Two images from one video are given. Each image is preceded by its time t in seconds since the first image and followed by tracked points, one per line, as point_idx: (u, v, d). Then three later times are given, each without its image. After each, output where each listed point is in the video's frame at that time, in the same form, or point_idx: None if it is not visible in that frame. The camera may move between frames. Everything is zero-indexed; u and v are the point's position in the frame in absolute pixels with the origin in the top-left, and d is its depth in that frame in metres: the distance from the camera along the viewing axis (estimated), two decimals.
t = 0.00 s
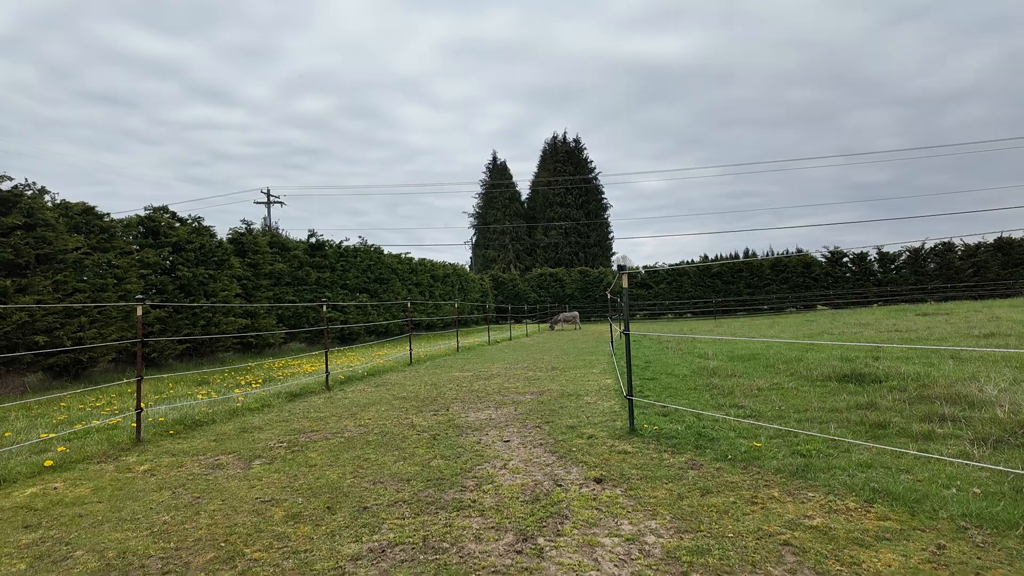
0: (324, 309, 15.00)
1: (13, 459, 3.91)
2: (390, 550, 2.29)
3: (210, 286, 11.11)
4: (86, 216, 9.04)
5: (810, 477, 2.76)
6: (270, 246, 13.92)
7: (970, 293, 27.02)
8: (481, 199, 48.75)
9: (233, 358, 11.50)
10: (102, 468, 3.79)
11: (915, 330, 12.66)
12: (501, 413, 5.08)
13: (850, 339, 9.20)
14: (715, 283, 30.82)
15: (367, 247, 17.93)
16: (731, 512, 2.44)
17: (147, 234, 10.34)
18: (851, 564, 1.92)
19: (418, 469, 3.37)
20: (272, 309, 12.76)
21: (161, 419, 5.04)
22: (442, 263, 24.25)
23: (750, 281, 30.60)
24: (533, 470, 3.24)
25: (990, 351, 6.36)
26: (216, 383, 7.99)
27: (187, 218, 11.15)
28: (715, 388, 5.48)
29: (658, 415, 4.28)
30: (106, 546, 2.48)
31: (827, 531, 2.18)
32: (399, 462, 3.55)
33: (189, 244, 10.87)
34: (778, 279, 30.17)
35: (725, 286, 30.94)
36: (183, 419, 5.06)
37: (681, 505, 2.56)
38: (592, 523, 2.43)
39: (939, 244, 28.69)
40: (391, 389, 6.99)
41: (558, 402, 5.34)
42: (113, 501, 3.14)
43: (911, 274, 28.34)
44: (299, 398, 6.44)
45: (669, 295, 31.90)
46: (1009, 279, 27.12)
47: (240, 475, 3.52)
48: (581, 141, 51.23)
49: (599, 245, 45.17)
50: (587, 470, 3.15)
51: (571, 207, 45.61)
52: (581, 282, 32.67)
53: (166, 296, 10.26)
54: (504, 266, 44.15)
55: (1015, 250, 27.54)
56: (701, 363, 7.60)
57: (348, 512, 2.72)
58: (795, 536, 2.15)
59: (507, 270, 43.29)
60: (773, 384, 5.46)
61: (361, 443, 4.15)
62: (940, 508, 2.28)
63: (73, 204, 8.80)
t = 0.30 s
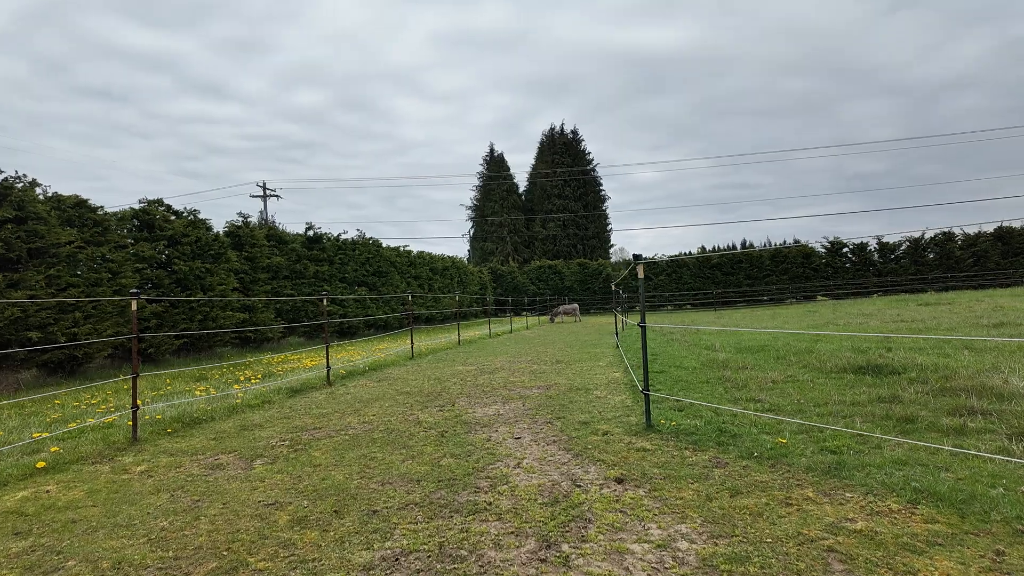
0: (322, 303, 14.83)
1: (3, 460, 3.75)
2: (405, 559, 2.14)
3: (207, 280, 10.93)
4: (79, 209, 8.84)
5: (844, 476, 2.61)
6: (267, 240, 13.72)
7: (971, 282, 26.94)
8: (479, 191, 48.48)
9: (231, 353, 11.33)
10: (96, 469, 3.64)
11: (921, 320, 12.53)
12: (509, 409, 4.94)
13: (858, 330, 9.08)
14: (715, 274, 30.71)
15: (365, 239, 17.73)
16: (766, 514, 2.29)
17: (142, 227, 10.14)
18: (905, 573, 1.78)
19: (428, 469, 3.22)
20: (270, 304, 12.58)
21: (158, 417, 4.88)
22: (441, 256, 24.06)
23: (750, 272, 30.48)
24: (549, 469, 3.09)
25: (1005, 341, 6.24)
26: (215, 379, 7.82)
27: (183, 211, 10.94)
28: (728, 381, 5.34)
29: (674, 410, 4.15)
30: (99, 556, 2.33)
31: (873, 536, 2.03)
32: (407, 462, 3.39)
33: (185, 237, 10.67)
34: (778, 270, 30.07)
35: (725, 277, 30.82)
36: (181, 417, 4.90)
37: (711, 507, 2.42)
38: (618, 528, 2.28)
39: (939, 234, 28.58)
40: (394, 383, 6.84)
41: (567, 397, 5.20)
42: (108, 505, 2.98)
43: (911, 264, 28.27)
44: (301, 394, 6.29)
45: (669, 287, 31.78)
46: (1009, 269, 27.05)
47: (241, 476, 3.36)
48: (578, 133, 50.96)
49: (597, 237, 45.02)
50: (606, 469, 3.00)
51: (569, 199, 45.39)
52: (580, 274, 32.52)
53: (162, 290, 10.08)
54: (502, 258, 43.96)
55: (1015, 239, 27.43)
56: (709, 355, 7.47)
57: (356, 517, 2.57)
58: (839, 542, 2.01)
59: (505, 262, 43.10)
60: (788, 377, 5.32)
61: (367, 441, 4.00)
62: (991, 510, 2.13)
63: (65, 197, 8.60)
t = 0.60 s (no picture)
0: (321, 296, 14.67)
1: None
2: (423, 566, 2.01)
3: (205, 272, 10.76)
4: (73, 199, 8.65)
5: (881, 475, 2.48)
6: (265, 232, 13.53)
7: (970, 275, 26.90)
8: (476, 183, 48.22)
9: (229, 346, 11.17)
10: (93, 467, 3.49)
11: (925, 312, 12.43)
12: (518, 403, 4.81)
13: (865, 322, 8.98)
14: (714, 267, 30.62)
15: (364, 231, 17.55)
16: (804, 517, 2.16)
17: (138, 218, 9.95)
18: None
19: (440, 467, 3.08)
20: (269, 296, 12.42)
21: (156, 412, 4.73)
22: (440, 248, 23.90)
23: (749, 265, 30.38)
24: (567, 468, 2.95)
25: (1020, 333, 6.14)
26: (214, 373, 7.67)
27: (179, 202, 10.75)
28: (741, 375, 5.21)
29: (690, 405, 4.02)
30: (97, 563, 2.18)
31: (925, 542, 1.90)
32: (417, 460, 3.25)
33: (182, 229, 10.49)
34: (778, 262, 29.98)
35: (724, 269, 30.73)
36: (180, 413, 4.76)
37: (744, 509, 2.29)
38: (648, 533, 2.15)
39: (939, 226, 28.50)
40: (398, 377, 6.70)
41: (577, 391, 5.07)
42: (105, 507, 2.84)
43: (911, 257, 28.22)
44: (302, 388, 6.15)
45: (668, 279, 31.68)
46: (1008, 261, 27.02)
47: (244, 476, 3.22)
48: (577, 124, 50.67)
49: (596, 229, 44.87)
50: (627, 468, 2.86)
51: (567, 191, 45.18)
52: (579, 267, 32.38)
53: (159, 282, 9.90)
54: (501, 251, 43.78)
55: (1015, 231, 27.39)
56: (717, 348, 7.35)
57: (368, 520, 2.44)
58: (888, 548, 1.88)
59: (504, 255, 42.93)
60: (803, 371, 5.20)
61: (373, 437, 3.86)
62: None
63: (59, 187, 8.40)
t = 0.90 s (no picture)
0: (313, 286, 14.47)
1: None
2: None
3: (194, 262, 10.54)
4: (57, 186, 8.40)
5: (909, 475, 2.38)
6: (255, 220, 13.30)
7: (960, 266, 27.08)
8: (469, 172, 47.89)
9: (220, 337, 10.98)
10: (80, 466, 3.34)
11: (920, 303, 12.43)
12: (520, 397, 4.70)
13: (863, 314, 8.95)
14: (707, 257, 30.64)
15: (356, 220, 17.32)
16: (834, 522, 2.06)
17: (125, 206, 9.70)
18: None
19: (445, 466, 2.95)
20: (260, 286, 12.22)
21: (146, 407, 4.58)
22: (433, 238, 23.72)
23: (742, 255, 30.40)
24: (577, 467, 2.84)
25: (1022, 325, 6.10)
26: (205, 365, 7.50)
27: (167, 189, 10.50)
28: (747, 368, 5.12)
29: (698, 400, 3.92)
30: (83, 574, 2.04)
31: (967, 550, 1.80)
32: (420, 458, 3.13)
33: (171, 217, 10.25)
34: (770, 253, 30.05)
35: (717, 260, 30.76)
36: (170, 407, 4.60)
37: (769, 513, 2.19)
38: (670, 538, 2.04)
39: (930, 217, 28.63)
40: (394, 370, 6.58)
41: (579, 384, 4.96)
42: (93, 509, 2.69)
43: (902, 248, 28.37)
44: (296, 380, 6.01)
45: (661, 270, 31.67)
46: (998, 252, 27.21)
47: (239, 475, 3.09)
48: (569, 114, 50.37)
49: (589, 219, 44.78)
50: (641, 467, 2.75)
51: (560, 180, 44.99)
52: (572, 257, 32.30)
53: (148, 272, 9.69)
54: (493, 241, 43.59)
55: (1005, 222, 27.57)
56: (717, 340, 7.28)
57: (373, 524, 2.31)
58: (929, 557, 1.77)
59: (496, 244, 42.75)
60: (809, 364, 5.12)
61: (373, 433, 3.73)
62: None
63: (42, 173, 8.15)
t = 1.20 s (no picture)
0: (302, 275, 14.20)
1: None
2: None
3: (179, 250, 10.25)
4: (34, 169, 8.06)
5: (943, 478, 2.22)
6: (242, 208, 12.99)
7: (950, 259, 27.20)
8: (460, 162, 47.48)
9: (206, 327, 10.71)
10: (50, 465, 3.11)
11: (915, 295, 12.37)
12: (517, 391, 4.51)
13: (861, 307, 8.84)
14: (699, 249, 30.58)
15: (346, 209, 17.02)
16: (870, 530, 1.89)
17: (106, 191, 9.38)
18: None
19: (442, 467, 2.76)
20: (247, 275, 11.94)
21: (124, 401, 4.35)
22: (424, 228, 23.44)
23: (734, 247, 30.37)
24: (584, 467, 2.66)
25: None
26: (189, 356, 7.25)
27: (151, 175, 10.18)
28: (752, 362, 4.96)
29: (706, 395, 3.75)
30: None
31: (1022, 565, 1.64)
32: (415, 457, 2.94)
33: (154, 204, 9.94)
34: (762, 245, 30.03)
35: (709, 252, 30.71)
36: (150, 401, 4.37)
37: (798, 520, 2.02)
38: (693, 549, 1.87)
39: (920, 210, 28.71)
40: (386, 362, 6.37)
41: (579, 378, 4.79)
42: (60, 514, 2.48)
43: (892, 240, 28.45)
44: (284, 373, 5.79)
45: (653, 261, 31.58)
46: (987, 245, 27.33)
47: (221, 476, 2.88)
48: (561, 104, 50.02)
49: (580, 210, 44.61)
50: (652, 468, 2.57)
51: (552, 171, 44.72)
52: (564, 248, 32.15)
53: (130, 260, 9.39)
54: (484, 231, 43.31)
55: (994, 216, 27.69)
56: (717, 331, 7.13)
57: (366, 532, 2.12)
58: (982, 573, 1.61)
59: (487, 235, 42.48)
60: (815, 357, 4.97)
61: (365, 430, 3.53)
62: None
63: (18, 156, 7.81)
